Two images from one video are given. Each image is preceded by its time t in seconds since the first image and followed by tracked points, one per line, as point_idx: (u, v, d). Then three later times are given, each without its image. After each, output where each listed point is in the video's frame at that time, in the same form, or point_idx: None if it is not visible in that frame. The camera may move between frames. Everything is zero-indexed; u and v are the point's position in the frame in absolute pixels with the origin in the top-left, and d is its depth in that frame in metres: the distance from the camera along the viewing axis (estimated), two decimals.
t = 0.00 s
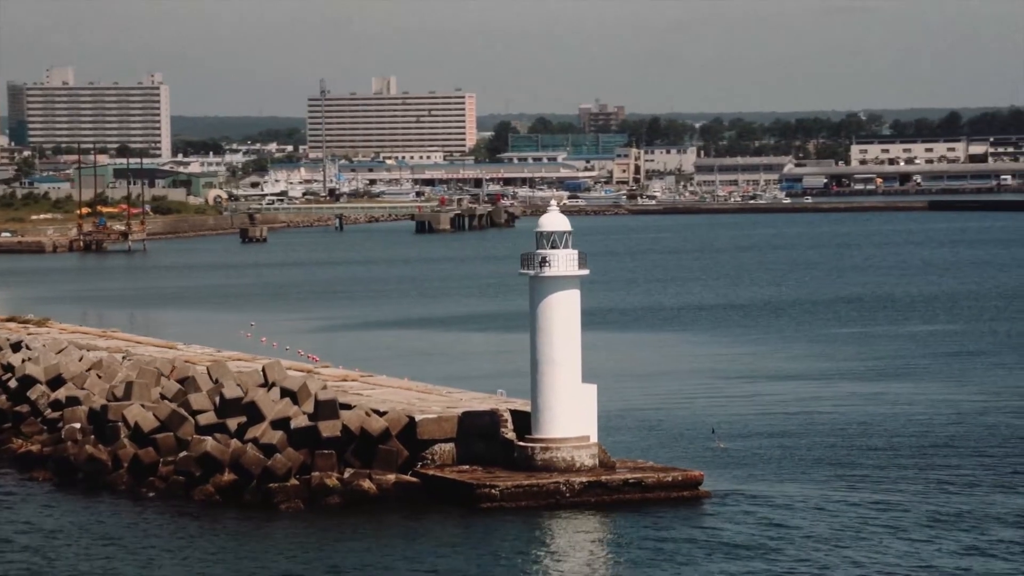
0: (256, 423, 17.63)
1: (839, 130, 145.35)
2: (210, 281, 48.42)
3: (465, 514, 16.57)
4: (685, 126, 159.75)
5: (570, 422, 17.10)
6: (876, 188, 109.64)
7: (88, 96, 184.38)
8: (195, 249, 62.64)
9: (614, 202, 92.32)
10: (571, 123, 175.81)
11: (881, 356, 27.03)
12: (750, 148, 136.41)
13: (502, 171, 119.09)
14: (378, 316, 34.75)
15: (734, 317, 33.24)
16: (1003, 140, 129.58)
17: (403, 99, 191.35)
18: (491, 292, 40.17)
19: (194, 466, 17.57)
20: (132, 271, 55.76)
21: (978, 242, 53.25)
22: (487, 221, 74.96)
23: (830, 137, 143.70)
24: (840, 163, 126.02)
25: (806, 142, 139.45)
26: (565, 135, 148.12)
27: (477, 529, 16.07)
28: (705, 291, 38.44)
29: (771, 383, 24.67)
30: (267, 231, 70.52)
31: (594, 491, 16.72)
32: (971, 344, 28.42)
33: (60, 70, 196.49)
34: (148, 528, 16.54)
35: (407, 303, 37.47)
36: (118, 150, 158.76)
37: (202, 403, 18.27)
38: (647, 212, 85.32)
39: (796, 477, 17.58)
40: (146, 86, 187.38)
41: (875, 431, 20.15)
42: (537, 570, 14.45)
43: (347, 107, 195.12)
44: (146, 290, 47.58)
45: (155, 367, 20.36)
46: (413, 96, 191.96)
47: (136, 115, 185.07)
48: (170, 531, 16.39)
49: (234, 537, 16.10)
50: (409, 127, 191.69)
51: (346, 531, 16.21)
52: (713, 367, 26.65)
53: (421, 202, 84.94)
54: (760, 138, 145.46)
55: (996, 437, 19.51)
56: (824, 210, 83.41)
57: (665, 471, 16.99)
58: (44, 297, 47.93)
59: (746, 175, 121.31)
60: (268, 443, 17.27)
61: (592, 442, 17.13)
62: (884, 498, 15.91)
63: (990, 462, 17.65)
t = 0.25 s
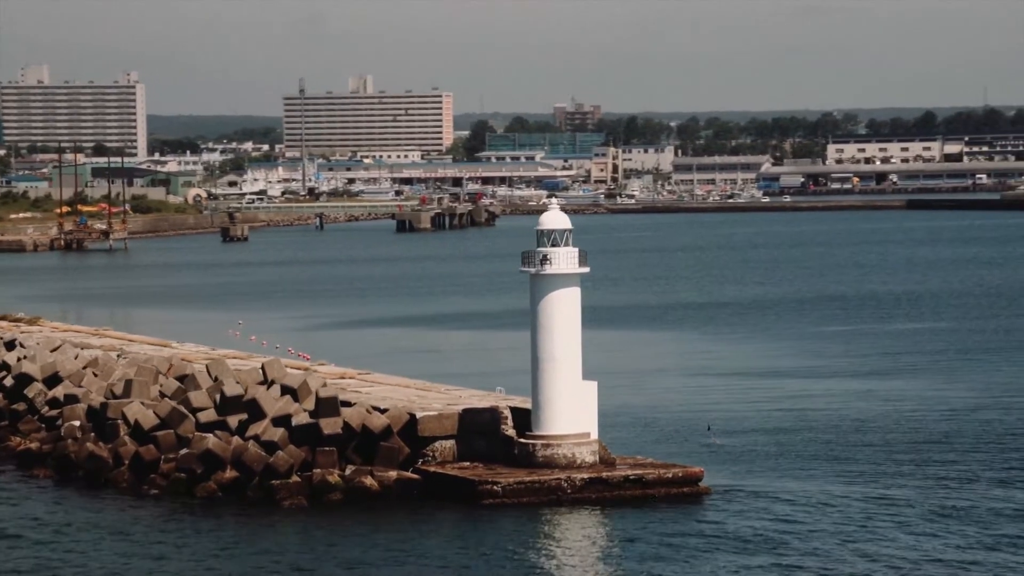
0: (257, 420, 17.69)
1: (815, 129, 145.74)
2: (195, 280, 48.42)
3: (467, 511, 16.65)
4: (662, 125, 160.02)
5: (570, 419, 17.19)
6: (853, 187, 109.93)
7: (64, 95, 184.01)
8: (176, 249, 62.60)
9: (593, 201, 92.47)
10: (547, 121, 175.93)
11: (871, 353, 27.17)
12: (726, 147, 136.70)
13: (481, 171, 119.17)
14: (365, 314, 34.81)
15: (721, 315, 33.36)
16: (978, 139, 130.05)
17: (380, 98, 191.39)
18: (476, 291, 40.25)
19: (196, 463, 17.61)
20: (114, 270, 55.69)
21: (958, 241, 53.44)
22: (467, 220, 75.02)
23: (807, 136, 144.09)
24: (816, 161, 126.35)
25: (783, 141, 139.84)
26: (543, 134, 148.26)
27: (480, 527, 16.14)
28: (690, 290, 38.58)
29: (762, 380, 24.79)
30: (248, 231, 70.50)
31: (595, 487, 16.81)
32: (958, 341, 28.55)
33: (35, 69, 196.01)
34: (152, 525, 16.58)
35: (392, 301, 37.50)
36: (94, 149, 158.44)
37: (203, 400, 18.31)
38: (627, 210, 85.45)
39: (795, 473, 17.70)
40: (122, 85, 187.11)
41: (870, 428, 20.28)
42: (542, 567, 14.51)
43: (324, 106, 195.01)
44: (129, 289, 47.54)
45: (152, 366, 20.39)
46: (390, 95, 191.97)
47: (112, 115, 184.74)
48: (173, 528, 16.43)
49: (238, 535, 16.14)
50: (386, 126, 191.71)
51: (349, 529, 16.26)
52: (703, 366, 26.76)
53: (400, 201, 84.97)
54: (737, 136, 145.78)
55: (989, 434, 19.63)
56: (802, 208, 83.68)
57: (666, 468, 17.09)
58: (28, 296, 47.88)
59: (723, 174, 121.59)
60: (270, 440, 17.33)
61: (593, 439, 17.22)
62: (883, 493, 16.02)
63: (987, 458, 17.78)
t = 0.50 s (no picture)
0: (255, 417, 17.78)
1: (788, 127, 146.14)
2: (174, 278, 48.38)
3: (466, 507, 16.75)
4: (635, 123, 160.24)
5: (567, 415, 17.31)
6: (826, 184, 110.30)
7: (36, 93, 183.50)
8: (153, 247, 62.58)
9: (568, 200, 92.59)
10: (520, 120, 176.03)
11: (856, 349, 27.33)
12: (700, 145, 137.07)
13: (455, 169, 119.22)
14: (349, 311, 34.89)
15: (704, 312, 33.53)
16: (950, 137, 130.49)
17: (353, 96, 191.33)
18: (458, 287, 40.34)
19: (193, 461, 17.70)
20: (91, 268, 55.63)
21: (936, 237, 53.65)
22: (444, 219, 75.12)
23: (780, 134, 144.46)
24: (790, 159, 126.65)
25: (756, 139, 140.19)
26: (517, 132, 148.48)
27: (480, 523, 16.22)
28: (671, 288, 38.71)
29: (749, 376, 24.93)
30: (225, 229, 70.47)
31: (593, 483, 16.92)
32: (942, 336, 28.70)
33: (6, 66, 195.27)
34: (151, 521, 16.65)
35: (375, 298, 37.57)
36: (67, 148, 158.05)
37: (199, 398, 18.39)
38: (602, 208, 85.62)
39: (789, 468, 17.84)
40: (95, 84, 186.83)
41: (859, 423, 20.43)
42: (544, 563, 14.59)
43: (297, 104, 194.85)
44: (110, 288, 47.49)
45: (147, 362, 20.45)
46: (364, 94, 191.91)
47: (85, 114, 184.54)
48: (172, 524, 16.50)
49: (238, 531, 16.22)
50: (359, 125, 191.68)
51: (348, 524, 16.36)
52: (690, 363, 26.87)
53: (376, 199, 85.07)
54: (710, 135, 146.14)
55: (980, 428, 19.76)
56: (777, 206, 83.90)
57: (663, 463, 17.20)
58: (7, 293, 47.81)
59: (697, 172, 121.87)
60: (268, 436, 17.42)
61: (590, 435, 17.35)
62: (880, 488, 16.13)
63: (978, 453, 17.94)
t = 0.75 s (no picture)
0: (247, 413, 17.87)
1: (756, 125, 146.50)
2: (148, 276, 48.34)
3: (459, 504, 16.83)
4: (604, 121, 160.51)
5: (559, 411, 17.40)
6: (795, 183, 110.66)
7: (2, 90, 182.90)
8: (126, 245, 62.50)
9: (539, 198, 92.77)
10: (489, 118, 176.06)
11: (837, 347, 27.50)
12: (668, 144, 137.34)
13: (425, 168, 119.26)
14: (328, 309, 34.93)
15: (682, 310, 33.67)
16: (916, 135, 130.95)
17: (322, 95, 191.20)
18: (435, 285, 40.42)
19: (186, 458, 17.79)
20: (64, 267, 55.55)
21: (907, 235, 53.89)
22: (416, 217, 75.18)
23: (747, 133, 144.86)
24: (758, 157, 127.01)
25: (724, 138, 140.52)
26: (485, 131, 148.63)
27: (473, 519, 16.31)
28: (648, 286, 38.86)
29: (732, 374, 25.09)
30: (196, 227, 70.38)
31: (584, 480, 17.01)
32: (920, 334, 28.85)
33: None
34: (145, 518, 16.72)
35: (352, 296, 37.61)
36: (34, 146, 157.56)
37: (190, 395, 18.47)
38: (572, 207, 85.81)
39: (778, 464, 17.98)
40: (62, 82, 186.35)
41: (845, 420, 20.59)
42: (539, 558, 14.65)
43: (265, 102, 194.63)
44: (85, 286, 47.43)
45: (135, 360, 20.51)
46: (332, 92, 191.77)
47: (51, 113, 184.06)
48: (166, 521, 16.55)
49: (232, 528, 16.30)
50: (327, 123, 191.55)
51: (343, 521, 16.44)
52: (672, 360, 26.98)
53: (346, 198, 85.11)
54: (679, 134, 146.51)
55: (964, 425, 19.89)
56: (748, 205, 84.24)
57: (653, 460, 17.31)
58: None
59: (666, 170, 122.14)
60: (260, 434, 17.50)
61: (581, 431, 17.44)
62: (870, 486, 16.25)
63: (965, 449, 18.10)
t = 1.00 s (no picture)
0: (240, 412, 17.94)
1: (725, 125, 146.85)
2: (124, 276, 48.24)
3: (453, 500, 16.91)
4: (573, 121, 160.71)
5: (552, 409, 17.49)
6: (766, 182, 110.78)
7: None
8: (99, 245, 62.33)
9: (511, 198, 92.82)
10: (458, 118, 176.11)
11: (819, 346, 27.65)
12: (639, 143, 137.46)
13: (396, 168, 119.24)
14: (308, 308, 34.93)
15: (662, 309, 33.80)
16: (885, 133, 131.25)
17: (291, 94, 190.99)
18: (413, 284, 40.46)
19: (180, 455, 17.83)
20: (37, 266, 55.40)
21: (882, 234, 54.09)
22: (389, 216, 75.11)
23: (717, 132, 145.26)
24: (728, 157, 127.33)
25: (694, 138, 140.85)
26: (455, 131, 148.60)
27: (471, 515, 16.38)
28: (626, 285, 38.97)
29: (717, 372, 25.21)
30: (169, 226, 70.26)
31: (578, 476, 17.10)
32: (901, 332, 29.00)
33: None
34: (140, 516, 16.75)
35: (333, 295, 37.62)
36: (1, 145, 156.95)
37: (182, 393, 18.52)
38: (545, 206, 85.92)
39: (769, 462, 18.10)
40: (30, 80, 185.69)
41: (833, 418, 20.73)
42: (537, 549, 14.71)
43: (234, 101, 194.33)
44: (60, 285, 47.30)
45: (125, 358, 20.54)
46: (301, 91, 191.57)
47: (20, 111, 183.43)
48: (163, 518, 16.59)
49: (230, 524, 16.35)
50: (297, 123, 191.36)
51: (339, 518, 16.50)
52: (656, 359, 27.08)
53: (318, 197, 84.97)
54: (649, 133, 146.79)
55: (952, 422, 20.01)
56: (719, 204, 84.45)
57: (645, 457, 17.41)
58: None
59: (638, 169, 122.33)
60: (253, 431, 17.56)
61: (573, 429, 17.53)
62: (867, 482, 16.34)
63: (954, 445, 18.25)
